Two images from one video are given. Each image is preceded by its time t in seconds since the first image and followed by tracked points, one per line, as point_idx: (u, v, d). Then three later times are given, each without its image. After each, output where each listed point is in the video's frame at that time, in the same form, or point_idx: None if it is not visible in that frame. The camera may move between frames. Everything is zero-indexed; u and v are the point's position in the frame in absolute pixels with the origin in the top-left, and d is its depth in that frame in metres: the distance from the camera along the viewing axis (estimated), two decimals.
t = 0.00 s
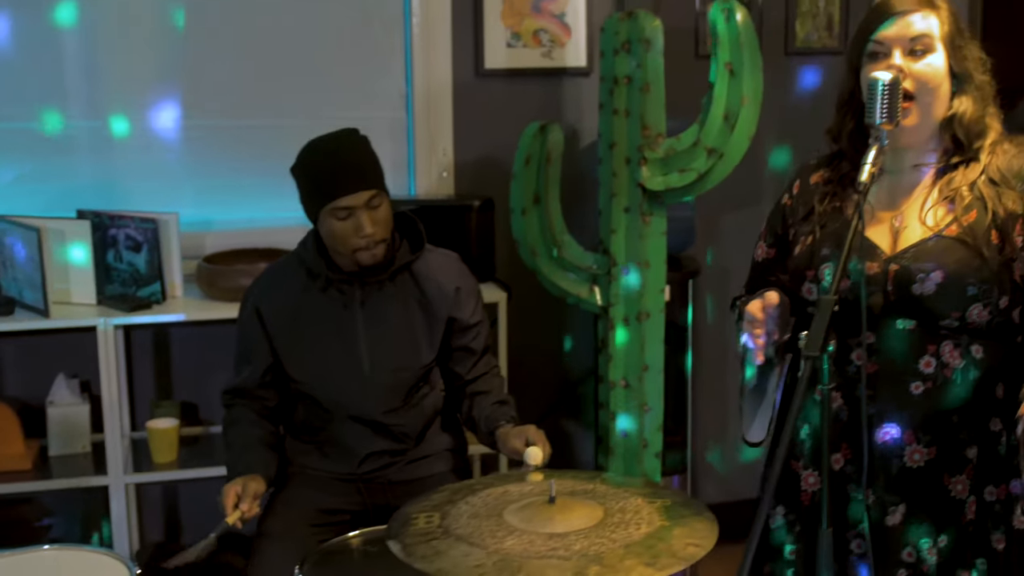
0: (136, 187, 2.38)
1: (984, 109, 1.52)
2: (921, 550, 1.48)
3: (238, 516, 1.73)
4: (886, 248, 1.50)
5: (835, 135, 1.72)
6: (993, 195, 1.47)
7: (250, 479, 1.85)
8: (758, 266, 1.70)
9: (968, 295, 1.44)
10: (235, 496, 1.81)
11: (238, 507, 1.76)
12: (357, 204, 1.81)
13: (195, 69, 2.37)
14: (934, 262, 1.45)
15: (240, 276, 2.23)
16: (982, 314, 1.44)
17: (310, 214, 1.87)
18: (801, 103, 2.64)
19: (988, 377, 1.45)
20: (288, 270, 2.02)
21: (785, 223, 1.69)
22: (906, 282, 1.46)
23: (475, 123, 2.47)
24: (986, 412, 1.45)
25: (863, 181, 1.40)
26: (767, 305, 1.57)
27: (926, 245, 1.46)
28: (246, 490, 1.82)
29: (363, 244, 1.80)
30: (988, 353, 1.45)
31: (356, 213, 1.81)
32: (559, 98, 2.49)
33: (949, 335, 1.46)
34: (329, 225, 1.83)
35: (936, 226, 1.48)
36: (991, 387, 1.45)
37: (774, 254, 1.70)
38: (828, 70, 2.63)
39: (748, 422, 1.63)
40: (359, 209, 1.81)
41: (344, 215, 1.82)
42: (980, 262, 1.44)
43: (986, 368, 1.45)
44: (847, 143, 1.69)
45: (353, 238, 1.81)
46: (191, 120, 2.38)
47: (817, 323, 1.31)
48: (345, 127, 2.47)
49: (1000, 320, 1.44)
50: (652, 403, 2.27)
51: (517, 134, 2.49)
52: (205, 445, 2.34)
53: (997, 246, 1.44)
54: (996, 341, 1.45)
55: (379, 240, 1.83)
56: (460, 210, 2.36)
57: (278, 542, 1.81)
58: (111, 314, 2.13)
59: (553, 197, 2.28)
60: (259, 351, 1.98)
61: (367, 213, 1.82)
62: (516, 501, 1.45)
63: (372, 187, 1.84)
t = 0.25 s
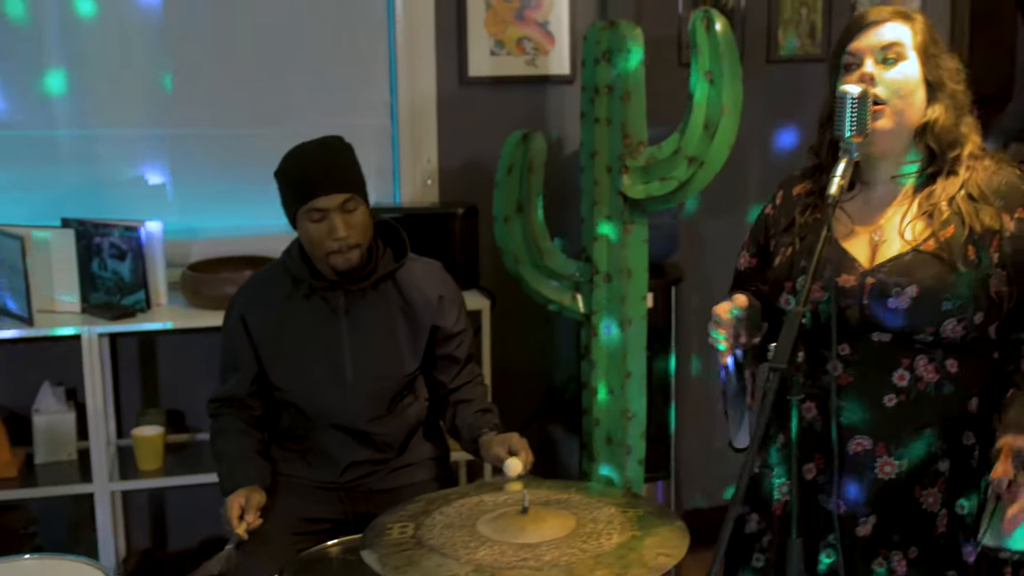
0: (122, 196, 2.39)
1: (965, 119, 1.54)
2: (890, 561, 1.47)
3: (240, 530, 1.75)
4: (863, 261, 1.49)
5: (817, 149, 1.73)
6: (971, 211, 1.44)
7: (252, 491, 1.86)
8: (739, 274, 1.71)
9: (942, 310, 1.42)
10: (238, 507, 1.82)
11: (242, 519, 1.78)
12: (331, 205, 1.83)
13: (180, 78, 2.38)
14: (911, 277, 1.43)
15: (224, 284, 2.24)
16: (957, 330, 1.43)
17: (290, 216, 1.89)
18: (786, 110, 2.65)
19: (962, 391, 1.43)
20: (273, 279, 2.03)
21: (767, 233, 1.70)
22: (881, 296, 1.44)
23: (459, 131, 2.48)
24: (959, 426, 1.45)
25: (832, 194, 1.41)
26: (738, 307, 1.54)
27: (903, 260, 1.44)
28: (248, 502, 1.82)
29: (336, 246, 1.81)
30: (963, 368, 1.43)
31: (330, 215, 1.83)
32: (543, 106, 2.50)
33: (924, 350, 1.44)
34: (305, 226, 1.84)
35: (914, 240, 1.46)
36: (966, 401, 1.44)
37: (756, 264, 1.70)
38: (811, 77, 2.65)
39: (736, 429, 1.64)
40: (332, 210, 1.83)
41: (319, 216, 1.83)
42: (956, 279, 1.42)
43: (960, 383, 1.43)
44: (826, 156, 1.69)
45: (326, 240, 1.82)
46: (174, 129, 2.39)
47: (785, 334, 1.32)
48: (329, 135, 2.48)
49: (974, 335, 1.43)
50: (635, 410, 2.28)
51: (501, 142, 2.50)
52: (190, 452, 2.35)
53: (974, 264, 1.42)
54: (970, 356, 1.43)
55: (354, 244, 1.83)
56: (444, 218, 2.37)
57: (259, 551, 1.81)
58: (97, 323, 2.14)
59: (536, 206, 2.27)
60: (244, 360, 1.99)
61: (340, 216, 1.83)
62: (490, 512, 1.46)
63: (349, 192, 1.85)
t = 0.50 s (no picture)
0: (104, 200, 2.40)
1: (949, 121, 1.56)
2: (858, 570, 1.47)
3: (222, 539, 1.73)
4: (840, 268, 1.50)
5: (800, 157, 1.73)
6: (947, 223, 1.45)
7: (232, 500, 1.82)
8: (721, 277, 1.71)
9: (913, 320, 1.43)
10: (218, 517, 1.79)
11: (223, 528, 1.77)
12: (307, 207, 1.83)
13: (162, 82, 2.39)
14: (885, 286, 1.44)
15: (207, 290, 2.24)
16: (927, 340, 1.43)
17: (270, 221, 1.89)
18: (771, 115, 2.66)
19: (932, 401, 1.44)
20: (257, 284, 2.00)
21: (747, 238, 1.70)
22: (854, 303, 1.45)
23: (443, 136, 2.48)
24: (929, 436, 1.44)
25: (804, 204, 1.44)
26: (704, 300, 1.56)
27: (878, 269, 1.46)
28: (229, 513, 1.79)
29: (315, 248, 1.82)
30: (934, 377, 1.44)
31: (306, 217, 1.83)
32: (528, 111, 2.51)
33: (895, 359, 1.45)
34: (283, 230, 1.84)
35: (890, 249, 1.47)
36: (936, 410, 1.43)
37: (736, 268, 1.70)
38: (796, 82, 2.65)
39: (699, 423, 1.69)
40: (308, 211, 1.83)
41: (297, 219, 1.83)
42: (927, 288, 1.43)
43: (930, 393, 1.44)
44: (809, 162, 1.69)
45: (304, 242, 1.82)
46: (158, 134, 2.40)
47: (754, 341, 1.32)
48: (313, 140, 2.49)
49: (946, 346, 1.43)
50: (618, 414, 2.28)
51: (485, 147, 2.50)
52: (172, 458, 2.35)
53: (947, 276, 1.43)
54: (942, 367, 1.43)
55: (333, 245, 1.84)
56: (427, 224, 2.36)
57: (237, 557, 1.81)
58: (78, 328, 2.14)
59: (519, 211, 2.29)
60: (227, 364, 1.95)
61: (317, 217, 1.83)
62: (462, 519, 1.47)
63: (324, 192, 1.85)
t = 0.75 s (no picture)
0: (87, 207, 2.40)
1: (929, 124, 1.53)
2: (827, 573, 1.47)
3: (198, 545, 1.72)
4: (812, 276, 1.49)
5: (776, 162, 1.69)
6: (921, 231, 1.43)
7: (209, 505, 1.81)
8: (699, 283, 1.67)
9: (882, 329, 1.42)
10: (195, 523, 1.78)
11: (199, 535, 1.76)
12: (280, 214, 1.83)
13: (145, 89, 2.38)
14: (854, 295, 1.44)
15: (188, 297, 2.23)
16: (896, 349, 1.42)
17: (246, 230, 1.89)
18: (754, 118, 2.67)
19: (903, 408, 1.43)
20: (236, 289, 1.95)
21: (724, 245, 1.66)
22: (824, 312, 1.45)
23: (426, 142, 2.48)
24: (899, 442, 1.43)
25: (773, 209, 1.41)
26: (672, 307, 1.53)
27: (848, 278, 1.45)
28: (206, 519, 1.78)
29: (292, 254, 1.82)
30: (905, 384, 1.43)
31: (281, 224, 1.83)
32: (510, 116, 2.51)
33: (866, 364, 1.44)
34: (258, 239, 1.85)
35: (863, 257, 1.46)
36: (908, 417, 1.43)
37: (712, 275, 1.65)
38: (779, 85, 2.65)
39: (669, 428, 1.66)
40: (282, 218, 1.83)
41: (271, 227, 1.84)
42: (898, 297, 1.42)
43: (901, 399, 1.43)
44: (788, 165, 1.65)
45: (281, 250, 1.83)
46: (140, 142, 2.40)
47: (724, 345, 1.30)
48: (296, 145, 2.49)
49: (916, 354, 1.42)
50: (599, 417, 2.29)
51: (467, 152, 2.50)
52: (153, 464, 2.36)
53: (918, 285, 1.41)
54: (914, 374, 1.42)
55: (310, 250, 1.84)
56: (409, 228, 2.37)
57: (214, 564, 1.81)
58: (57, 337, 2.14)
59: (499, 217, 2.29)
60: (205, 369, 1.90)
61: (290, 223, 1.83)
62: (432, 525, 1.46)
63: (296, 199, 1.86)
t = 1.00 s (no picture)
0: (68, 210, 2.40)
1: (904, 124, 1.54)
2: None
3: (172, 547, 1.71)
4: (782, 280, 1.46)
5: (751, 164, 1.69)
6: (891, 236, 1.41)
7: (184, 507, 1.80)
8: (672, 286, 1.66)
9: (851, 334, 1.39)
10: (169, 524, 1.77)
11: (173, 537, 1.75)
12: (253, 216, 1.85)
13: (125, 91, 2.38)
14: (823, 298, 1.41)
15: (167, 299, 2.23)
16: (863, 354, 1.40)
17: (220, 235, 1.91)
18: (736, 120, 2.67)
19: (873, 410, 1.41)
20: (213, 292, 1.95)
21: (696, 248, 1.65)
22: (791, 317, 1.42)
23: (408, 144, 2.48)
24: (870, 444, 1.42)
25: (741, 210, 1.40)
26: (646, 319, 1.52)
27: (817, 282, 1.42)
28: (181, 520, 1.77)
29: (267, 255, 1.84)
30: (874, 387, 1.41)
31: (254, 225, 1.85)
32: (491, 118, 2.51)
33: (834, 368, 1.42)
34: (233, 242, 1.86)
35: (832, 261, 1.43)
36: (878, 420, 1.41)
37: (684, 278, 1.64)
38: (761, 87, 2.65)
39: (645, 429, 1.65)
40: (256, 220, 1.85)
41: (245, 229, 1.85)
42: (867, 301, 1.39)
43: (871, 402, 1.41)
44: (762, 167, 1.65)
45: (256, 251, 1.85)
46: (121, 144, 2.39)
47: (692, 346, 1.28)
48: (277, 147, 2.49)
49: (887, 358, 1.40)
50: (579, 419, 2.29)
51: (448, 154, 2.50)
52: (132, 466, 2.36)
53: (886, 290, 1.39)
54: (884, 377, 1.41)
55: (285, 251, 1.86)
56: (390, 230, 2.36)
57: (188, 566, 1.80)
58: (36, 339, 2.13)
59: (480, 219, 2.29)
60: (183, 371, 1.90)
61: (264, 224, 1.85)
62: (401, 526, 1.46)
63: (267, 201, 1.87)
